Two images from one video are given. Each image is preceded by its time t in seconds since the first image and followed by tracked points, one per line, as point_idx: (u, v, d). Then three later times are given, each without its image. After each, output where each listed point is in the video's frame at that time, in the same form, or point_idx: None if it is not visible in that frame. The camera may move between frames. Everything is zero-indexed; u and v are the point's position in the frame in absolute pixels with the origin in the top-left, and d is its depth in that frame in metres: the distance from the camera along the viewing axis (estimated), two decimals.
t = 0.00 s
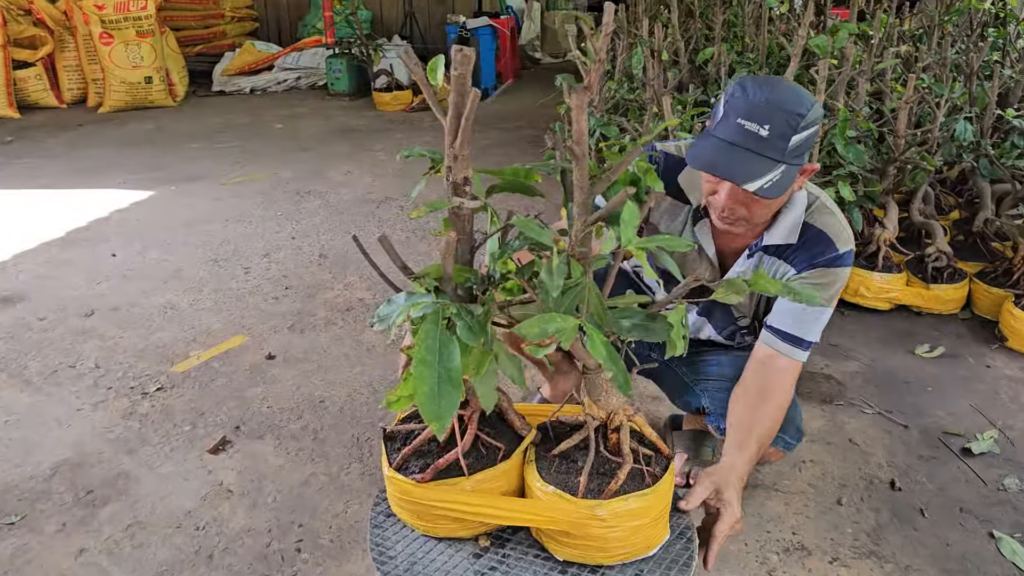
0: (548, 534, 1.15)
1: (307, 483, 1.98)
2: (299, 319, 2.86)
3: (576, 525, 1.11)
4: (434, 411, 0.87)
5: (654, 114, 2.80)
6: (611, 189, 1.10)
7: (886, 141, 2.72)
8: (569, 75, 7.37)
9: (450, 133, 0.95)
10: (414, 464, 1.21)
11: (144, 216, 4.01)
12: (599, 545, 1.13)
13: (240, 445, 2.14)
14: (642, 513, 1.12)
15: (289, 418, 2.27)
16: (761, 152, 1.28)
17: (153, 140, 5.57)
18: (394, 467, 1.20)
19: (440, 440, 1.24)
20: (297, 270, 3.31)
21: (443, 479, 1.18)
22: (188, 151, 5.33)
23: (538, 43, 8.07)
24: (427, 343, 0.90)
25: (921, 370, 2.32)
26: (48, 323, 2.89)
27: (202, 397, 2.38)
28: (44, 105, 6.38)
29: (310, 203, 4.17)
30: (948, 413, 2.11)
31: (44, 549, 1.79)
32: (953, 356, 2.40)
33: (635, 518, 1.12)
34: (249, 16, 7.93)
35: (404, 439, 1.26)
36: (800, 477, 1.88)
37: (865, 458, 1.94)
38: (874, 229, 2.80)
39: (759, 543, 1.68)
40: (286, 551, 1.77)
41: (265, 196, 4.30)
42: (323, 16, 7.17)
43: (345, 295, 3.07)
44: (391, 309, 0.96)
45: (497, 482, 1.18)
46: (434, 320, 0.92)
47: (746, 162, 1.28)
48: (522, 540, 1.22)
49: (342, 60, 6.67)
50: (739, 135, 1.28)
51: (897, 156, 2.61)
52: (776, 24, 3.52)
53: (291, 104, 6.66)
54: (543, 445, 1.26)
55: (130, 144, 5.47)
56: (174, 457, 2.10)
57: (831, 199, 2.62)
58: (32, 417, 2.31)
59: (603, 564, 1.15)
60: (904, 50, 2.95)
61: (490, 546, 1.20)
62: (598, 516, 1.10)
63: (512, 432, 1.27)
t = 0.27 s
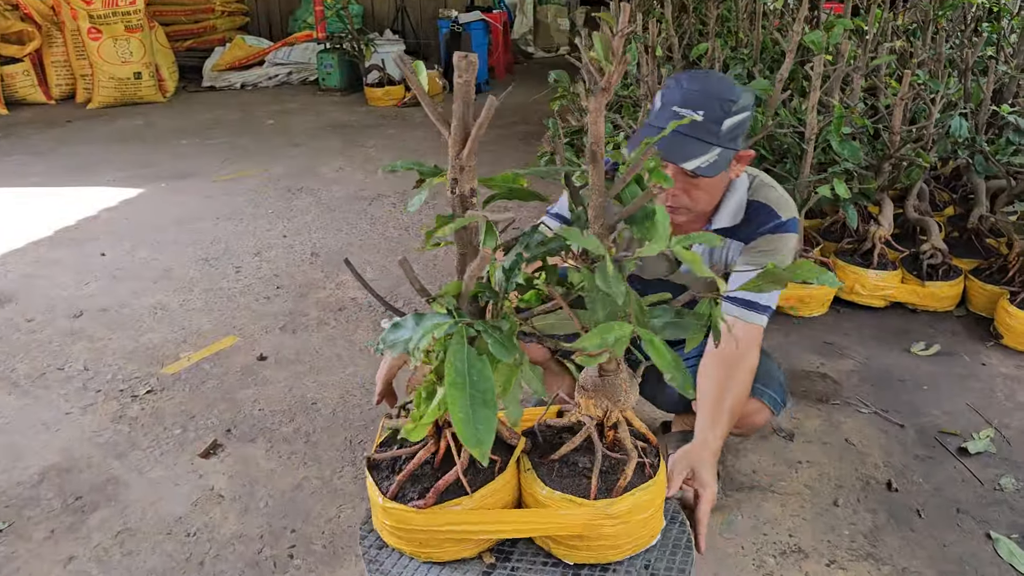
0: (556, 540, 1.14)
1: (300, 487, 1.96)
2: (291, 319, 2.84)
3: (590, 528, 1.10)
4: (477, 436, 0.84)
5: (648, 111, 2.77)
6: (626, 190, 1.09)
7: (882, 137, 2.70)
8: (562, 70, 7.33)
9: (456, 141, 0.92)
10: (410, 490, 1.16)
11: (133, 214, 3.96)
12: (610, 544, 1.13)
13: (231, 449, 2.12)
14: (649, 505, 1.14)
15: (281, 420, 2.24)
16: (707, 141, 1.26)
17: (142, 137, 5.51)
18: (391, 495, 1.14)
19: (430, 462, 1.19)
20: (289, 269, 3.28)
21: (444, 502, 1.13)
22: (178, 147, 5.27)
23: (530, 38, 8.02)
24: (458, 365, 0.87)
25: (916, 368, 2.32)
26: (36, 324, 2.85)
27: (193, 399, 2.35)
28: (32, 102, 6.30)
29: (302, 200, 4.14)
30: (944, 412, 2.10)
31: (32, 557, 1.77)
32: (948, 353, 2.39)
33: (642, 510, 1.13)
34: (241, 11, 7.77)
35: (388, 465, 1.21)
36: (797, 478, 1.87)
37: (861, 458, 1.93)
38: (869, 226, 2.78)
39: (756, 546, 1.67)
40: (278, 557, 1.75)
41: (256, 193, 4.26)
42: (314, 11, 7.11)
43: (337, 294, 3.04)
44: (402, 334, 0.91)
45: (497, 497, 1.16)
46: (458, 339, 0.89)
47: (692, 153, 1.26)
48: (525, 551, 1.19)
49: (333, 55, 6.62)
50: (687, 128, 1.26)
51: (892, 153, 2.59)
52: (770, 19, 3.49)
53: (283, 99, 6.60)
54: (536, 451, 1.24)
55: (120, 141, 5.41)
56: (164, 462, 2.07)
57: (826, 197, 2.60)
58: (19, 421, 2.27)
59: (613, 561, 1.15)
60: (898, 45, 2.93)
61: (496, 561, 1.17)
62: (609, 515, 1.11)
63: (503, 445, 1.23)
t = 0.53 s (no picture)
0: (571, 532, 1.17)
1: (295, 488, 1.96)
2: (285, 317, 2.83)
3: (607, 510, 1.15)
4: (563, 444, 0.69)
5: (643, 108, 2.76)
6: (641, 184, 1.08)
7: (876, 134, 2.70)
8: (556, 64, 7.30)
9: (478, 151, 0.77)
10: (426, 520, 1.11)
11: (126, 211, 3.94)
12: (620, 522, 1.18)
13: (226, 449, 2.11)
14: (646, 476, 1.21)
15: (276, 420, 2.24)
16: (566, 109, 1.22)
17: (134, 133, 5.48)
18: (407, 528, 1.09)
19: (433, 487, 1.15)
20: (283, 266, 3.27)
21: (465, 521, 1.10)
22: (171, 143, 5.24)
23: (524, 31, 7.99)
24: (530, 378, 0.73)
25: (911, 365, 2.32)
26: (29, 323, 2.83)
27: (187, 399, 2.34)
28: (23, 97, 6.25)
29: (296, 197, 4.12)
30: (939, 409, 2.11)
31: (25, 560, 1.76)
32: (942, 350, 2.40)
33: (645, 484, 1.19)
34: (233, 5, 7.74)
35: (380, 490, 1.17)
36: (792, 476, 1.87)
37: (856, 455, 1.94)
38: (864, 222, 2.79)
39: (752, 544, 1.67)
40: (273, 558, 1.74)
41: (249, 190, 4.24)
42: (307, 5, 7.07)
43: (331, 291, 3.03)
44: (443, 363, 0.78)
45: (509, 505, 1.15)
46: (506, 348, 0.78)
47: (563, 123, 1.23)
48: (537, 552, 1.20)
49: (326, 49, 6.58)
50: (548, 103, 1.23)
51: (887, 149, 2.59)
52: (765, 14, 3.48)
53: (276, 94, 6.56)
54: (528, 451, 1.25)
55: (112, 137, 5.37)
56: (159, 462, 2.07)
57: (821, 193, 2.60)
58: (12, 421, 2.26)
59: (620, 540, 1.20)
60: (893, 40, 2.92)
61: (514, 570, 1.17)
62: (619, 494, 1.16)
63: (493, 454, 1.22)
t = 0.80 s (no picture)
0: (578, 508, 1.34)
1: (295, 486, 1.96)
2: (283, 314, 2.83)
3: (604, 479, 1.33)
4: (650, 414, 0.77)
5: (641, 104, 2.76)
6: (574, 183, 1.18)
7: (873, 130, 2.70)
8: (553, 58, 7.28)
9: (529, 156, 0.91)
10: (477, 544, 1.21)
11: (123, 208, 3.93)
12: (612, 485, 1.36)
13: (226, 447, 2.12)
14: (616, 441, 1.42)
15: (276, 417, 2.24)
16: (462, 116, 1.39)
17: (130, 128, 5.46)
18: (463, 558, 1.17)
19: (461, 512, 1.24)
20: (281, 263, 3.27)
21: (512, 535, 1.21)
22: (168, 139, 5.23)
23: (522, 25, 7.97)
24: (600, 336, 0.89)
25: (907, 361, 2.33)
26: (27, 320, 2.83)
27: (186, 397, 2.35)
28: (19, 92, 6.23)
29: (293, 192, 4.12)
30: (935, 405, 2.12)
31: (26, 558, 1.76)
32: (938, 346, 2.41)
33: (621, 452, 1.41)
34: None
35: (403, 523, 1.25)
36: (789, 473, 1.89)
37: (853, 451, 1.95)
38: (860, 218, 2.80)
39: (749, 540, 1.69)
40: (273, 556, 1.75)
41: (246, 186, 4.23)
42: None
43: (329, 288, 3.03)
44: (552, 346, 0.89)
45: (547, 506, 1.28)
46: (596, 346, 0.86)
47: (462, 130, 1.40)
48: (556, 548, 1.31)
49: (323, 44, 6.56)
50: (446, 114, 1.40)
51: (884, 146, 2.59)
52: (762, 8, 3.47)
53: (273, 89, 6.54)
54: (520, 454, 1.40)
55: (108, 132, 5.36)
56: (158, 460, 2.07)
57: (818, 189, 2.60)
58: (12, 419, 2.27)
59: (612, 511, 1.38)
60: (890, 35, 2.92)
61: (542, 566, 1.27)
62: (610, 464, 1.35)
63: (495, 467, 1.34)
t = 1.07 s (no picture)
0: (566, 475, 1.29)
1: (290, 478, 1.97)
2: (279, 307, 2.83)
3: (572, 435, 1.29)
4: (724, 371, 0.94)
5: (636, 97, 2.76)
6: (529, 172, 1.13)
7: (868, 122, 2.71)
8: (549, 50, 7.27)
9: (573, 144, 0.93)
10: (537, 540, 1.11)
11: (118, 201, 3.92)
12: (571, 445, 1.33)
13: (222, 439, 2.12)
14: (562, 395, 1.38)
15: (272, 409, 2.25)
16: (433, 110, 1.42)
17: (126, 121, 5.44)
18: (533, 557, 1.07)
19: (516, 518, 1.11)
20: (277, 256, 3.27)
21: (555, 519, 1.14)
22: (163, 131, 5.21)
23: (518, 17, 7.95)
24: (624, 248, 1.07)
25: (901, 352, 2.34)
26: (23, 313, 2.83)
27: (182, 389, 2.35)
28: (13, 85, 6.20)
29: (289, 185, 4.11)
30: (928, 396, 2.13)
31: (23, 550, 1.77)
32: (932, 337, 2.42)
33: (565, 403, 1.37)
34: None
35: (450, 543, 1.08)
36: (783, 464, 1.90)
37: (846, 442, 1.96)
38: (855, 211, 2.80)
39: (742, 530, 1.70)
40: (269, 547, 1.76)
41: (242, 178, 4.23)
42: None
43: (325, 281, 3.03)
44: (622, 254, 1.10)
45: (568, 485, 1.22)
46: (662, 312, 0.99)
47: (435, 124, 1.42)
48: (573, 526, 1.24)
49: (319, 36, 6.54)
50: (417, 111, 1.43)
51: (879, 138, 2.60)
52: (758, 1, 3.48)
53: (269, 81, 6.52)
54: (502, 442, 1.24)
55: (103, 125, 5.34)
56: (154, 452, 2.08)
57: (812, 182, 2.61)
58: (7, 412, 2.27)
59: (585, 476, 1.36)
60: (886, 28, 2.92)
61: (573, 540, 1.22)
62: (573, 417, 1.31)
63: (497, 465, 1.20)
